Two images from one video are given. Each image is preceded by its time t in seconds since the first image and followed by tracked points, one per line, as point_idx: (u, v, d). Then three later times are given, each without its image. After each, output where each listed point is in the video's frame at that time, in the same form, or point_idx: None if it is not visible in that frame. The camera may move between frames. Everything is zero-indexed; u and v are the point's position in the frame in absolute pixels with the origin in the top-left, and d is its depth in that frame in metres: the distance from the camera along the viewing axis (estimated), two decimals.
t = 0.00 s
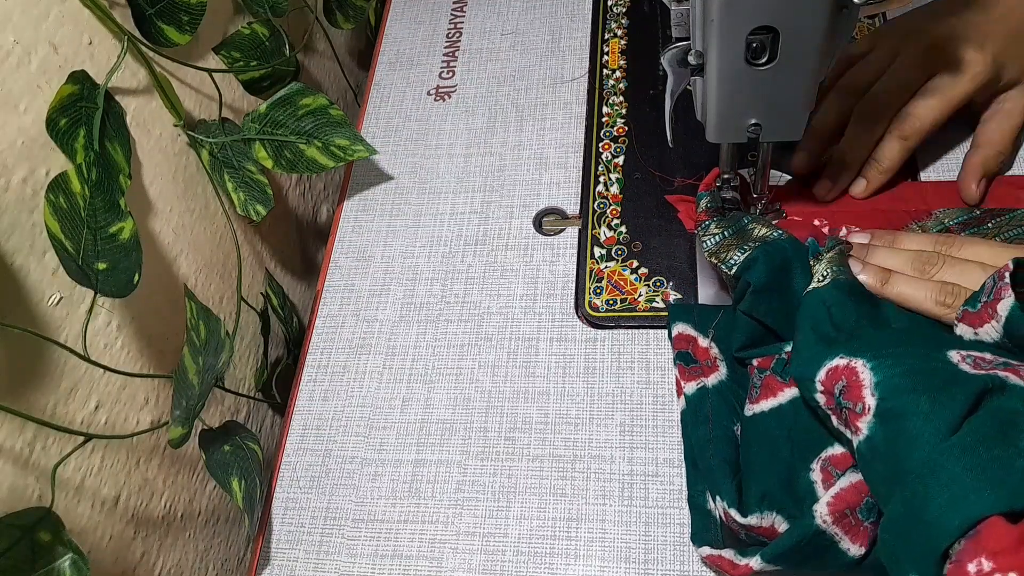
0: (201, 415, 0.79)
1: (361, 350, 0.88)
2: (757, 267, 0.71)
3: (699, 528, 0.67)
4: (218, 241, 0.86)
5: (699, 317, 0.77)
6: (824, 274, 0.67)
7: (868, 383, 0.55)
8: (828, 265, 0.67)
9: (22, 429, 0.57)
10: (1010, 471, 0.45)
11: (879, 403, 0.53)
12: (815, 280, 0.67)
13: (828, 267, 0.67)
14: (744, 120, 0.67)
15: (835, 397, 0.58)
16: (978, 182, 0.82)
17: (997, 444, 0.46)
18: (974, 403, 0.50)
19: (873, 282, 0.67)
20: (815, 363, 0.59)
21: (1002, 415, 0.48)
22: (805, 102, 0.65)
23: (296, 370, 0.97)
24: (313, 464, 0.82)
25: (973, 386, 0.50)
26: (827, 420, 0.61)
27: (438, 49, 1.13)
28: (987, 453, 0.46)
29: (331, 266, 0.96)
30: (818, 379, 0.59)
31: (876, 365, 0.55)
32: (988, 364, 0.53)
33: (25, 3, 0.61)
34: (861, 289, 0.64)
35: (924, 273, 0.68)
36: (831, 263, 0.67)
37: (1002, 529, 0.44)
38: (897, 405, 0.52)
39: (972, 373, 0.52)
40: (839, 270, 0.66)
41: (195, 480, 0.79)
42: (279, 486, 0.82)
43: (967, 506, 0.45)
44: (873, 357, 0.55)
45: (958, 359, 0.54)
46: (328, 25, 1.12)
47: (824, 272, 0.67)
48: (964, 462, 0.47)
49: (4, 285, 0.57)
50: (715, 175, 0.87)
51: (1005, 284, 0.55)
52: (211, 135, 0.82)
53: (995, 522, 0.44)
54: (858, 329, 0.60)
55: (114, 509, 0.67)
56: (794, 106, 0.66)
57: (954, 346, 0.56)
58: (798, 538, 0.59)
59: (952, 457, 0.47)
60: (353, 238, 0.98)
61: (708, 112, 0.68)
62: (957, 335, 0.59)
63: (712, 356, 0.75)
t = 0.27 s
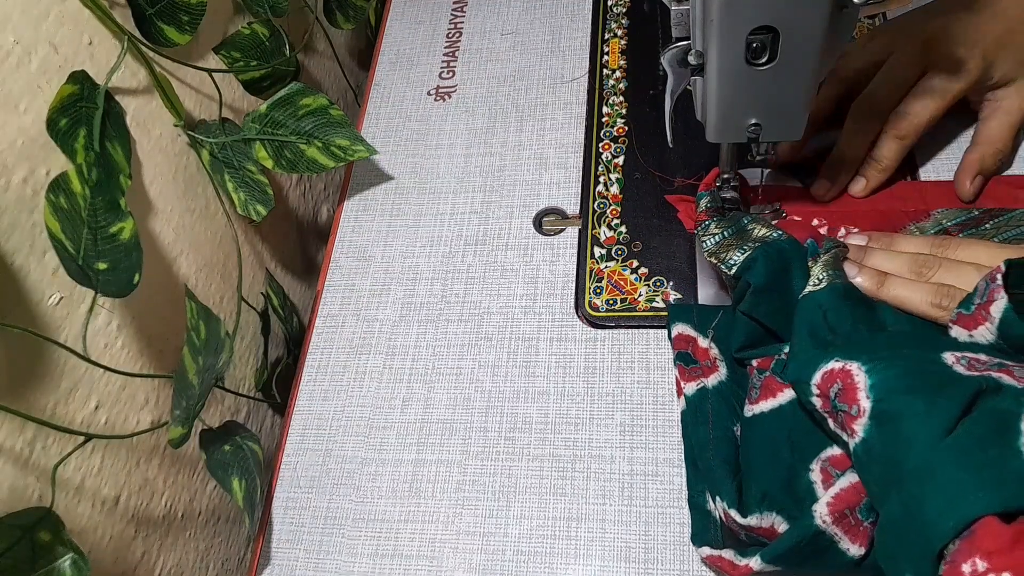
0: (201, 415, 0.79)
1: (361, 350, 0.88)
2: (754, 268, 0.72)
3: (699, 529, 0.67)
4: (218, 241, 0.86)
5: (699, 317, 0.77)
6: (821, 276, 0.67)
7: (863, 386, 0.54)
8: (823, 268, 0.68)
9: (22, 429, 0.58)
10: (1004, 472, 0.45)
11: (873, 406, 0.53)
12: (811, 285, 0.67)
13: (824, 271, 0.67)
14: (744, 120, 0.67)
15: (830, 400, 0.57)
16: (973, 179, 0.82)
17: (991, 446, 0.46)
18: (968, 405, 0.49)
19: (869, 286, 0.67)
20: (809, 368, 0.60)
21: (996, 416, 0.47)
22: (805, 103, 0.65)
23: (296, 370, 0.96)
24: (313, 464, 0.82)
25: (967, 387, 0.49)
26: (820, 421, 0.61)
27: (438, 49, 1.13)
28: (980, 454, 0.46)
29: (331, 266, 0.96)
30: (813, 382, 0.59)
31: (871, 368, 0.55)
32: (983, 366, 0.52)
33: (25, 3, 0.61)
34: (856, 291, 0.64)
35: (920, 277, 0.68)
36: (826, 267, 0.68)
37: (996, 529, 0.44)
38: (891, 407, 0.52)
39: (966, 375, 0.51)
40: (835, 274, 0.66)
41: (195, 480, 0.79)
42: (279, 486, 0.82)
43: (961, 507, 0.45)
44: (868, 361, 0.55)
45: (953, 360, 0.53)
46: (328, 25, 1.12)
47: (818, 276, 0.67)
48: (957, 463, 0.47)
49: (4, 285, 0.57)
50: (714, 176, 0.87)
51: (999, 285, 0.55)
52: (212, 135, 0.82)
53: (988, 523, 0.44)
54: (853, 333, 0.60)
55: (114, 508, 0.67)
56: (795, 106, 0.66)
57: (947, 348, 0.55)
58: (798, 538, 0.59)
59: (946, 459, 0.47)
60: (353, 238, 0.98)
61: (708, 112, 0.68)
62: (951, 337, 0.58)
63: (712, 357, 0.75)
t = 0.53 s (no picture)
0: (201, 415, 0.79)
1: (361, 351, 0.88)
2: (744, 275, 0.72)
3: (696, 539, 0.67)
4: (218, 242, 0.86)
5: (692, 323, 0.77)
6: (806, 284, 0.67)
7: (848, 395, 0.55)
8: (808, 275, 0.67)
9: (22, 429, 0.58)
10: (989, 474, 0.46)
11: (859, 414, 0.53)
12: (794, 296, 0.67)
13: (808, 280, 0.67)
14: (744, 120, 0.67)
15: (818, 411, 0.57)
16: (957, 177, 0.82)
17: (977, 449, 0.47)
18: (955, 407, 0.49)
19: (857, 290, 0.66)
20: (797, 379, 0.59)
21: (980, 419, 0.48)
22: (805, 103, 0.65)
23: (295, 371, 0.95)
24: (313, 464, 0.82)
25: (953, 390, 0.50)
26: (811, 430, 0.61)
27: (438, 50, 1.13)
28: (967, 458, 0.47)
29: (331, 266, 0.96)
30: (801, 394, 0.59)
31: (858, 376, 0.55)
32: (966, 369, 0.53)
33: (25, 3, 0.61)
34: (842, 298, 0.65)
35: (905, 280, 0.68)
36: (811, 276, 0.67)
37: (984, 532, 0.44)
38: (878, 412, 0.52)
39: (951, 380, 0.51)
40: (819, 284, 0.66)
41: (195, 480, 0.79)
42: (279, 487, 0.82)
43: (950, 510, 0.46)
44: (852, 368, 0.56)
45: (936, 365, 0.53)
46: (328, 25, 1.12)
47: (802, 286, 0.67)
48: (946, 467, 0.47)
49: (4, 284, 0.57)
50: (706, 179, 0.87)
51: (979, 288, 0.55)
52: (212, 135, 0.82)
53: (977, 526, 0.45)
54: (839, 340, 0.61)
55: (114, 508, 0.67)
56: (795, 106, 0.66)
57: (932, 353, 0.55)
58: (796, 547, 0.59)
59: (934, 463, 0.48)
60: (353, 239, 0.98)
61: (708, 112, 0.68)
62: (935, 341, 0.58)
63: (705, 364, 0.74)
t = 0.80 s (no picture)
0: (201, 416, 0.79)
1: (361, 351, 0.88)
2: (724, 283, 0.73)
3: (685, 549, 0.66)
4: (218, 242, 0.85)
5: (675, 332, 0.78)
6: (784, 292, 0.68)
7: (824, 407, 0.55)
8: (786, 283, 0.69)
9: (22, 430, 0.57)
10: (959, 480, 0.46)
11: (835, 425, 0.54)
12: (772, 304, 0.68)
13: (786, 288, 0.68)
14: (745, 120, 0.67)
15: (795, 423, 0.58)
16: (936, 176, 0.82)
17: (945, 456, 0.47)
18: (924, 415, 0.50)
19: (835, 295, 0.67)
20: (775, 389, 0.60)
21: (951, 426, 0.49)
22: (805, 103, 0.66)
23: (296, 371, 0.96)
24: (313, 465, 0.82)
25: (922, 399, 0.51)
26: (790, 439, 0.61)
27: (438, 49, 1.13)
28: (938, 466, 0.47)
29: (331, 267, 0.96)
30: (778, 405, 0.59)
31: (830, 388, 0.56)
32: (938, 375, 0.53)
33: (24, 2, 0.61)
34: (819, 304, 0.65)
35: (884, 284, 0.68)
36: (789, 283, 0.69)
37: (956, 541, 0.45)
38: (851, 423, 0.53)
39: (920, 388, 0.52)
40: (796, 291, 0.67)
41: (196, 481, 0.79)
42: (280, 487, 0.82)
43: (923, 518, 0.46)
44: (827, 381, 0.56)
45: (908, 372, 0.54)
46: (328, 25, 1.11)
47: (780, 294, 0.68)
48: (918, 476, 0.47)
49: (4, 285, 0.57)
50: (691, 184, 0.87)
51: (949, 294, 0.55)
52: (212, 135, 0.82)
53: (949, 534, 0.45)
54: (816, 348, 0.61)
55: (115, 509, 0.67)
56: (795, 106, 0.66)
57: (905, 360, 0.56)
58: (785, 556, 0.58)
59: (909, 471, 0.48)
60: (353, 239, 0.98)
61: (708, 112, 0.68)
62: (911, 348, 0.58)
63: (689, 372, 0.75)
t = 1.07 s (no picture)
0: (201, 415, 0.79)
1: (361, 350, 0.88)
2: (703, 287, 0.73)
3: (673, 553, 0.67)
4: (218, 241, 0.86)
5: (658, 338, 0.78)
6: (765, 294, 0.68)
7: (804, 410, 0.56)
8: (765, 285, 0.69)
9: (22, 429, 0.58)
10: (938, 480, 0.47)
11: (816, 428, 0.55)
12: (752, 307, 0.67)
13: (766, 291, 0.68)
14: (744, 120, 0.68)
15: (776, 427, 0.59)
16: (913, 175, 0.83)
17: (928, 456, 0.48)
18: (904, 416, 0.51)
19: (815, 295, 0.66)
20: (756, 394, 0.61)
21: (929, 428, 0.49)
22: (805, 103, 0.66)
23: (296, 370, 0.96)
24: (313, 464, 0.82)
25: (903, 399, 0.52)
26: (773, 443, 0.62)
27: (438, 49, 1.13)
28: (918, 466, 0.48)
29: (331, 266, 0.96)
30: (761, 409, 0.60)
31: (812, 392, 0.57)
32: (917, 375, 0.54)
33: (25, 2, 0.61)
34: (800, 306, 0.65)
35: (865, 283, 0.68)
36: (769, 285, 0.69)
37: (938, 541, 0.45)
38: (834, 426, 0.53)
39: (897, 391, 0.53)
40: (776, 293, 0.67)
41: (196, 480, 0.79)
42: (279, 486, 0.82)
43: (904, 519, 0.46)
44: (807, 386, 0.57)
45: (889, 372, 0.55)
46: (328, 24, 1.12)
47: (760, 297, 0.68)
48: (898, 477, 0.48)
49: (4, 284, 0.57)
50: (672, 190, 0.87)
51: (927, 294, 0.55)
52: (212, 135, 0.82)
53: (930, 535, 0.45)
54: (797, 350, 0.62)
55: (114, 508, 0.67)
56: (794, 105, 0.66)
57: (885, 361, 0.57)
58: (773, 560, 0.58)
59: (891, 472, 0.49)
60: (353, 238, 0.98)
61: (708, 112, 0.69)
62: (891, 347, 0.59)
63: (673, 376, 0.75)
